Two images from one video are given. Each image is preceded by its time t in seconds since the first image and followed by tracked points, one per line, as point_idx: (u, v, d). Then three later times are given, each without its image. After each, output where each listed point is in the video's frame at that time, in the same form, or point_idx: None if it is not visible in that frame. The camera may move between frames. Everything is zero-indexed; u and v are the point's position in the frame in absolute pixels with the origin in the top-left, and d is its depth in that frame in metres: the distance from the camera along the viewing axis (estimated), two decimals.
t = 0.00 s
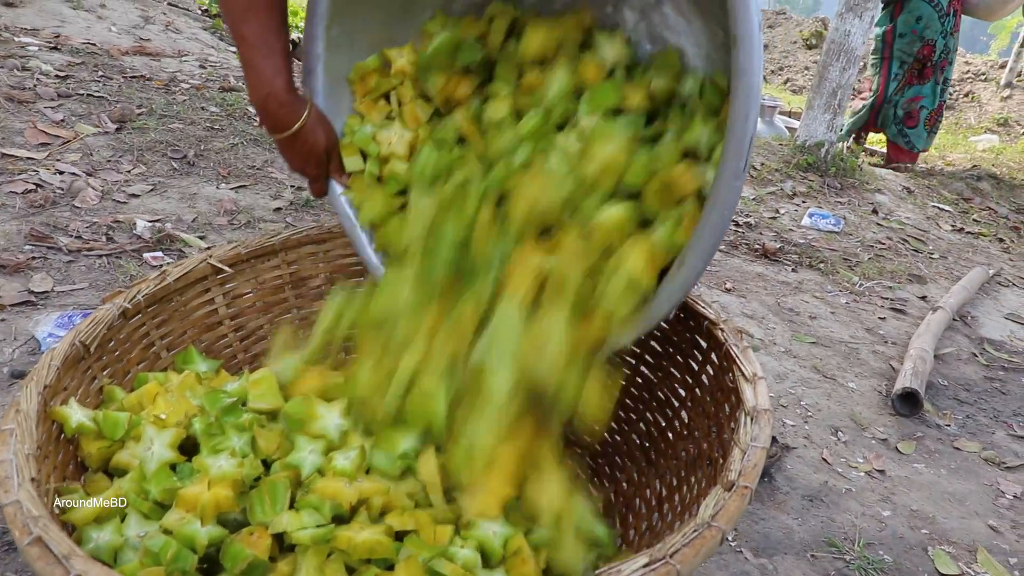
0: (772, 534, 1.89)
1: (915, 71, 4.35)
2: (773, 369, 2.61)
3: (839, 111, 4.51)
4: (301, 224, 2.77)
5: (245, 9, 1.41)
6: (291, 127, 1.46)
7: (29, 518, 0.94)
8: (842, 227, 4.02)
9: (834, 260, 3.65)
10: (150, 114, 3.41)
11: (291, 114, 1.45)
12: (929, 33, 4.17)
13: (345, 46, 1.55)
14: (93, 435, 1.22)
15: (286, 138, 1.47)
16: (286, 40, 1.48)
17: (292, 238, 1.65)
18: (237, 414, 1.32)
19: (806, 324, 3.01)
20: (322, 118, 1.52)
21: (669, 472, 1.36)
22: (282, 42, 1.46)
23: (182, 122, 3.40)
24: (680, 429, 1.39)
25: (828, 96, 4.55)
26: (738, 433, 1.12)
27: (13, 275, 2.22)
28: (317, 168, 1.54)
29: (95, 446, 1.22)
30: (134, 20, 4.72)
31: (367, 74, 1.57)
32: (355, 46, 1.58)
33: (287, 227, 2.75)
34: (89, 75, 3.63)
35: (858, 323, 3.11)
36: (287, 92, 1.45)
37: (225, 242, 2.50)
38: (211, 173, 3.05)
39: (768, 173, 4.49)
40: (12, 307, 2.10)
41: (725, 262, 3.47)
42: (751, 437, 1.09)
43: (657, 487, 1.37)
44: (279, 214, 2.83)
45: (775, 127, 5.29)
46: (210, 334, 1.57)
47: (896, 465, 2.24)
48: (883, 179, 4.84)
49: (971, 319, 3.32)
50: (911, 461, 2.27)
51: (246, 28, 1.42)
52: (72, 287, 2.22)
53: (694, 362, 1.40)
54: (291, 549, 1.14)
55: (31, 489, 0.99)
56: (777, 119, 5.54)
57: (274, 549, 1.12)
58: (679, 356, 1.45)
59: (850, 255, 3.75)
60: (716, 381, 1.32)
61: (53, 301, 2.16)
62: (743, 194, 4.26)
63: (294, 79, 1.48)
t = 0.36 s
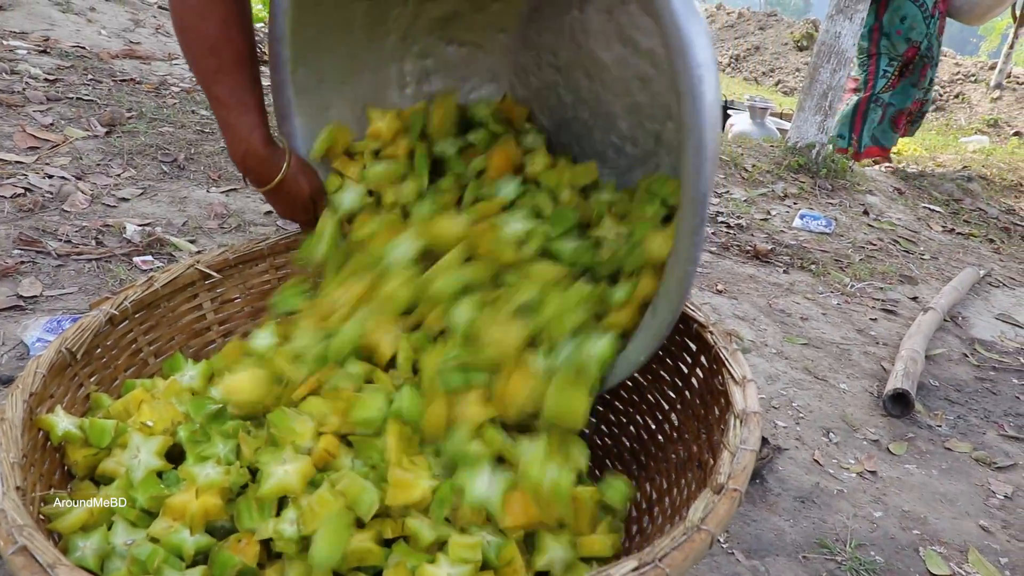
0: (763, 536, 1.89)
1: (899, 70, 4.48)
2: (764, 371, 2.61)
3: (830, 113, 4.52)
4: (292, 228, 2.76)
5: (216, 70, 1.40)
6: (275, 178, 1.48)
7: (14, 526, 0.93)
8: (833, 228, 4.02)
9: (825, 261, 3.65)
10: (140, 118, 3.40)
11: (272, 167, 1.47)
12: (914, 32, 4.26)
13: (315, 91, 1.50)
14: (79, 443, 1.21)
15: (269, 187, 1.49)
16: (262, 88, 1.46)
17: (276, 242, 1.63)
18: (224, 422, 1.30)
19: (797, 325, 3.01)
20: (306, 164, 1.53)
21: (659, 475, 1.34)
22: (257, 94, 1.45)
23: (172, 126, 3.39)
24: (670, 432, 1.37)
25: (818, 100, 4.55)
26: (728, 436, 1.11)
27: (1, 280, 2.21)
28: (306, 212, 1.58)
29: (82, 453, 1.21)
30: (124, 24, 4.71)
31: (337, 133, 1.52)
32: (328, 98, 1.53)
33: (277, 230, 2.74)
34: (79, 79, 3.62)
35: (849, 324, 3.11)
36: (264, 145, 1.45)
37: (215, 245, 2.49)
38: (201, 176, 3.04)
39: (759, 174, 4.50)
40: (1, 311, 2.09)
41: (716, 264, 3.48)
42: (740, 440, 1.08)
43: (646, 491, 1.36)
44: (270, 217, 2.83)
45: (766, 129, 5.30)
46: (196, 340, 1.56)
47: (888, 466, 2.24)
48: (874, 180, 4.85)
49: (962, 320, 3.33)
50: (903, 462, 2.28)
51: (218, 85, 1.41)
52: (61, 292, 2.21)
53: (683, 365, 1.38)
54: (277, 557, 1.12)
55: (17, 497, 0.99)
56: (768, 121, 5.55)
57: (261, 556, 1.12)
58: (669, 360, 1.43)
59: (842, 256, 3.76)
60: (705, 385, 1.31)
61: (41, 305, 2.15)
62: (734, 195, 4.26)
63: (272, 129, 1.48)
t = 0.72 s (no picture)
0: (756, 524, 1.90)
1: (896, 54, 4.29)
2: (757, 361, 2.63)
3: (823, 105, 4.53)
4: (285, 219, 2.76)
5: (211, 63, 1.33)
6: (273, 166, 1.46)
7: (7, 517, 0.93)
8: (826, 220, 4.03)
9: (818, 252, 3.66)
10: (133, 109, 3.39)
11: (270, 156, 1.44)
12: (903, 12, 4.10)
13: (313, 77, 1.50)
14: (72, 435, 1.20)
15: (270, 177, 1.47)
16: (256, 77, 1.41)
17: (270, 232, 1.60)
18: (215, 412, 1.27)
19: (790, 315, 3.03)
20: (301, 148, 1.52)
21: (653, 461, 1.35)
22: (252, 84, 1.39)
23: (166, 117, 3.38)
24: (661, 418, 1.37)
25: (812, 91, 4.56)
26: (717, 421, 1.11)
27: None
28: (306, 198, 1.56)
29: (75, 445, 1.20)
30: (116, 15, 4.69)
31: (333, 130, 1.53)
32: (327, 85, 1.53)
33: (271, 221, 2.74)
34: (71, 71, 3.60)
35: (842, 315, 3.13)
36: (261, 135, 1.42)
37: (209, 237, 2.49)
38: (194, 168, 3.04)
39: (753, 165, 4.51)
40: None
41: (710, 255, 3.49)
42: (730, 425, 1.09)
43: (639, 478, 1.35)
44: (263, 208, 2.83)
45: (760, 120, 5.30)
46: (191, 330, 1.54)
47: (880, 454, 2.26)
48: (867, 171, 4.87)
49: (954, 310, 3.35)
50: (894, 451, 2.29)
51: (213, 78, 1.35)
52: (55, 283, 2.21)
53: (673, 350, 1.37)
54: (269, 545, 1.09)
55: (10, 490, 0.99)
56: (762, 112, 5.55)
57: (254, 544, 1.09)
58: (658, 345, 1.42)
59: (835, 247, 3.77)
60: (695, 369, 1.30)
61: (36, 296, 2.15)
62: (728, 186, 4.27)
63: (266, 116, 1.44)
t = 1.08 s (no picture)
0: (754, 526, 1.90)
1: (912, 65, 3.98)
2: (755, 363, 2.63)
3: (820, 107, 4.55)
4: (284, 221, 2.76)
5: (189, 7, 1.33)
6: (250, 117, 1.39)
7: (6, 521, 0.93)
8: (824, 222, 4.04)
9: (815, 254, 3.67)
10: (131, 111, 3.38)
11: (251, 106, 1.38)
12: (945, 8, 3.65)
13: (312, 35, 1.46)
14: (70, 438, 1.20)
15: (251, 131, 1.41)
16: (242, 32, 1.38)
17: (268, 234, 1.58)
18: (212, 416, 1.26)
19: (788, 317, 3.03)
20: (287, 104, 1.44)
21: (652, 463, 1.35)
22: (235, 33, 1.37)
23: (163, 119, 3.38)
24: (660, 419, 1.37)
25: (810, 93, 4.57)
26: (716, 424, 1.11)
27: None
28: (290, 156, 1.48)
29: (73, 448, 1.20)
30: (114, 17, 4.69)
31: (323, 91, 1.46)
32: (323, 45, 1.48)
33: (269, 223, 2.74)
34: (69, 73, 3.60)
35: (840, 317, 3.13)
36: (241, 82, 1.37)
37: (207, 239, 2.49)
38: (192, 170, 3.03)
39: (750, 168, 4.51)
40: None
41: (707, 257, 3.49)
42: (728, 427, 1.09)
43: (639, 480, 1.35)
44: (262, 210, 2.83)
45: (757, 122, 5.31)
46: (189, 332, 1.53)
47: (877, 456, 2.26)
48: (864, 173, 4.88)
49: (952, 312, 3.35)
50: (892, 453, 2.29)
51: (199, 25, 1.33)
52: (53, 284, 2.21)
53: (671, 352, 1.37)
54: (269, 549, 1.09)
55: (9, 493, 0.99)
56: (760, 115, 5.56)
57: (253, 548, 1.08)
58: (655, 347, 1.42)
59: (832, 250, 3.77)
60: (694, 371, 1.29)
61: (34, 298, 2.15)
62: (726, 188, 4.28)
63: (251, 69, 1.40)
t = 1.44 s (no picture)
0: (761, 526, 1.90)
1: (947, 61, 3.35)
2: (761, 363, 2.63)
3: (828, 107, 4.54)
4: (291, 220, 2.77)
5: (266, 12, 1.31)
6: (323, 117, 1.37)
7: (19, 516, 0.94)
8: (830, 223, 4.03)
9: (821, 255, 3.67)
10: (138, 110, 3.39)
11: (319, 106, 1.36)
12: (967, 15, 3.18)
13: (379, 38, 1.46)
14: (82, 435, 1.21)
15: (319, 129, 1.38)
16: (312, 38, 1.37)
17: (277, 233, 1.56)
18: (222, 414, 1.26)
19: (794, 318, 3.03)
20: (354, 105, 1.43)
21: (661, 463, 1.35)
22: (305, 33, 1.35)
23: (170, 117, 3.39)
24: (669, 419, 1.37)
25: (816, 93, 4.57)
26: (726, 422, 1.11)
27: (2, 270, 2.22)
28: (355, 158, 1.46)
29: (85, 445, 1.21)
30: (120, 16, 4.69)
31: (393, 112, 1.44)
32: (389, 51, 1.48)
33: (276, 222, 2.74)
34: (76, 71, 3.61)
35: (846, 318, 3.13)
36: (313, 86, 1.35)
37: (214, 237, 2.49)
38: (199, 168, 3.04)
39: (756, 168, 4.51)
40: (2, 301, 2.10)
41: (713, 257, 3.49)
42: (738, 427, 1.09)
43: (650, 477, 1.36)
44: (269, 209, 2.83)
45: (763, 123, 5.30)
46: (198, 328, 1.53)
47: (884, 458, 2.26)
48: (871, 174, 4.87)
49: (958, 314, 3.35)
50: (899, 454, 2.29)
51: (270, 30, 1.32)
52: (61, 282, 2.22)
53: (680, 352, 1.37)
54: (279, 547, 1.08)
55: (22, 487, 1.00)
56: (766, 115, 5.55)
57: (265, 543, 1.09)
58: (665, 347, 1.41)
59: (838, 251, 3.77)
60: (703, 371, 1.30)
61: (42, 296, 2.15)
62: (732, 189, 4.28)
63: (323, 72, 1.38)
